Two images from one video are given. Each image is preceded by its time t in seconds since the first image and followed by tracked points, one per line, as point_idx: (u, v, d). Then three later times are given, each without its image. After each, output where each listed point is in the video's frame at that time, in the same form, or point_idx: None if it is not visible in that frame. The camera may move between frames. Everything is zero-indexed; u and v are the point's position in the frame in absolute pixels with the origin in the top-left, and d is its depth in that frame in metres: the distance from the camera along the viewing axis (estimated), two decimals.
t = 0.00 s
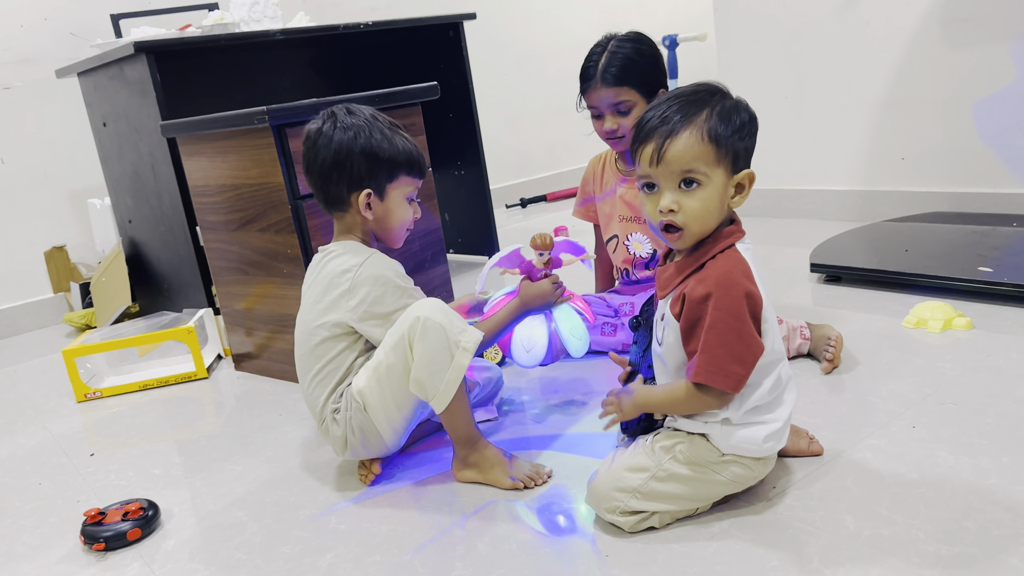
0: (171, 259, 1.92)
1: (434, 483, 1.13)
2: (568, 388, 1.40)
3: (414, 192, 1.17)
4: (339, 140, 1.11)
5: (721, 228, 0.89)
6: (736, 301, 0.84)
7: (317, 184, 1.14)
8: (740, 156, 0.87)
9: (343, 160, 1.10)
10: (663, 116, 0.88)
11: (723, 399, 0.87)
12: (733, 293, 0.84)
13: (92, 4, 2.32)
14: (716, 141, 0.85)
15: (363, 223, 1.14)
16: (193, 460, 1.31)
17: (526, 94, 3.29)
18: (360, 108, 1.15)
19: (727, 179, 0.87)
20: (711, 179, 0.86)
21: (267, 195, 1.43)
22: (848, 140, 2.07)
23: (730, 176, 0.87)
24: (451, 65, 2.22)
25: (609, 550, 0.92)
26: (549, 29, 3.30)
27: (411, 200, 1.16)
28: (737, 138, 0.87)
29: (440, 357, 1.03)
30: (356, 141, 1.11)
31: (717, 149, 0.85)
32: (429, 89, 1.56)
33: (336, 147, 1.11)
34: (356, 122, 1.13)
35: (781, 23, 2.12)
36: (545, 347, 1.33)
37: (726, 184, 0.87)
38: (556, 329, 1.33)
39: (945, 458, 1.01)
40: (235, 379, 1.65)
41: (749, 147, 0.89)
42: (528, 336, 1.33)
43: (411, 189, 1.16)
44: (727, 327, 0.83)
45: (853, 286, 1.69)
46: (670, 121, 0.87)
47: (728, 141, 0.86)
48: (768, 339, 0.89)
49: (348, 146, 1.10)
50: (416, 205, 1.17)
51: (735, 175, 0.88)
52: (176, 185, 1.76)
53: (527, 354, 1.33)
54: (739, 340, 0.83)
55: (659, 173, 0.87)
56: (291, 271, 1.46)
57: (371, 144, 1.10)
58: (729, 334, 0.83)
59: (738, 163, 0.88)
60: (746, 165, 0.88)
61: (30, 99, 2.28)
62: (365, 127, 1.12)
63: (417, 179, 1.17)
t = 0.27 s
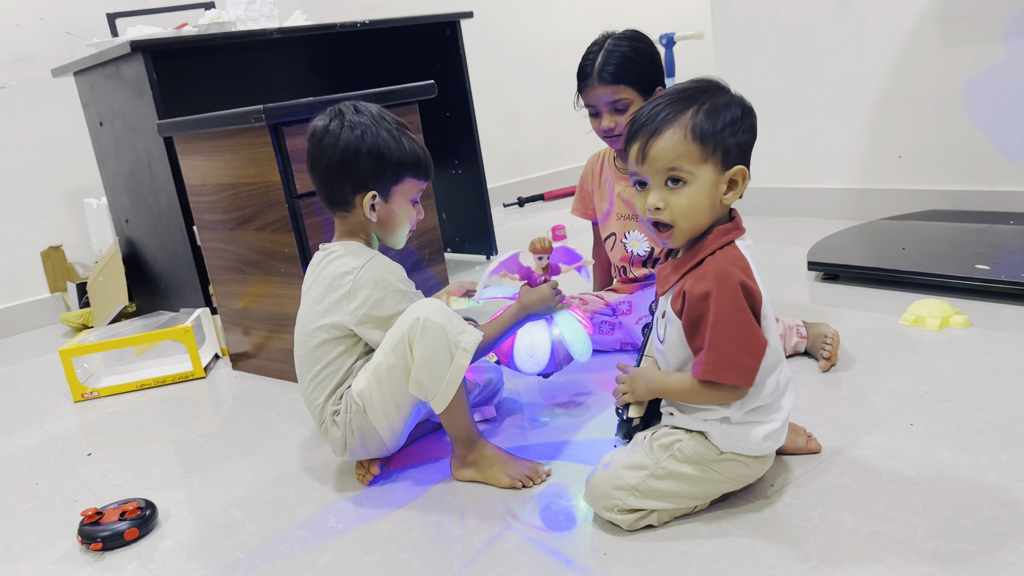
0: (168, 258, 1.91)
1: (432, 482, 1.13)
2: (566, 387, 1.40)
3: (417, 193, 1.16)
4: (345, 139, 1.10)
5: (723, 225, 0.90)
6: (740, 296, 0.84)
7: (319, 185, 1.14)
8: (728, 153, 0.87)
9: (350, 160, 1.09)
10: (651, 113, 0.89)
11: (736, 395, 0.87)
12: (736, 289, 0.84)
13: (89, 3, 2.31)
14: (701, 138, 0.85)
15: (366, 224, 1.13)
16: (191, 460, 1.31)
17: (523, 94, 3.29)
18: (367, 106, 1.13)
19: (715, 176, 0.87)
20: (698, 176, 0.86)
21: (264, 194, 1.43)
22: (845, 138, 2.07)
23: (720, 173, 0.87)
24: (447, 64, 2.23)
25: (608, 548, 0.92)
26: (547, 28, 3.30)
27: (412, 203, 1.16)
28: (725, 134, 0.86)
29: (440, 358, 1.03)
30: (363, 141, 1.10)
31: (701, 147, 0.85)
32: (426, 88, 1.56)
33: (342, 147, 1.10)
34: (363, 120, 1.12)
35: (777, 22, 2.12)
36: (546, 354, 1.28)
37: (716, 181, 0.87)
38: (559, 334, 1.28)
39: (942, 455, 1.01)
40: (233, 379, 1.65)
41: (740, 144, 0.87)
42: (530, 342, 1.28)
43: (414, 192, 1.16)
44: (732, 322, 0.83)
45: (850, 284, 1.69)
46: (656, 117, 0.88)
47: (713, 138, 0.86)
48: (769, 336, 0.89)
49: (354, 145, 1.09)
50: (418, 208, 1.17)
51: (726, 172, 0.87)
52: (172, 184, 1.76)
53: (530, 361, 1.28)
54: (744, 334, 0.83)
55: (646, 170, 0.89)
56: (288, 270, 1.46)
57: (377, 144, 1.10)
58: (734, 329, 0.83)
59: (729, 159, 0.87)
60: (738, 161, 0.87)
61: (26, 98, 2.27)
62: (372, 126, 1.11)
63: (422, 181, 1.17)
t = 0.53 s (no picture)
0: (166, 257, 1.91)
1: (430, 480, 1.13)
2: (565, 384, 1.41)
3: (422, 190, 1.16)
4: (353, 135, 1.10)
5: (731, 224, 0.89)
6: (733, 298, 0.84)
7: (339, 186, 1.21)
8: (675, 164, 0.86)
9: (358, 157, 1.09)
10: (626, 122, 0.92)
11: (715, 395, 0.88)
12: (729, 290, 0.84)
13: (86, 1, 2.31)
14: (640, 156, 0.88)
15: (370, 222, 1.14)
16: (189, 458, 1.31)
17: (521, 92, 3.29)
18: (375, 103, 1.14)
19: (667, 187, 0.88)
20: (651, 190, 0.90)
21: (262, 191, 1.42)
22: (843, 136, 2.08)
23: (671, 182, 0.87)
24: (445, 62, 2.23)
25: (606, 545, 0.92)
26: (545, 26, 3.30)
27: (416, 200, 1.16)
28: (666, 143, 0.86)
29: (438, 358, 1.03)
30: (371, 139, 1.10)
31: (646, 163, 0.89)
32: (424, 86, 1.55)
33: (349, 143, 1.10)
34: (371, 117, 1.13)
35: (775, 20, 2.12)
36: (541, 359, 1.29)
37: (670, 191, 0.88)
38: (555, 346, 1.29)
39: (940, 451, 1.02)
40: (231, 377, 1.65)
41: (693, 150, 0.85)
42: (525, 348, 1.29)
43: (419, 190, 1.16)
44: (720, 323, 0.84)
45: (848, 281, 1.69)
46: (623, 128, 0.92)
47: (652, 153, 0.87)
48: (769, 340, 0.89)
49: (361, 143, 1.09)
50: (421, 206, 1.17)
51: (676, 181, 0.87)
52: (170, 182, 1.76)
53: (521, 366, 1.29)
54: (732, 336, 0.84)
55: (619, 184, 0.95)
56: (287, 268, 1.46)
57: (378, 142, 1.10)
58: (722, 331, 0.84)
59: (678, 168, 0.86)
60: (687, 170, 0.86)
61: (23, 97, 2.27)
62: (374, 124, 1.11)
63: (428, 179, 1.17)
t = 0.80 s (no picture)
0: (165, 255, 1.91)
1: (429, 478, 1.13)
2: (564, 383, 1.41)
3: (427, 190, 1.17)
4: (355, 133, 1.11)
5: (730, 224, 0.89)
6: (732, 300, 0.84)
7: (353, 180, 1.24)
8: (663, 162, 0.88)
9: (361, 153, 1.09)
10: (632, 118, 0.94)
11: (715, 397, 0.87)
12: (728, 291, 0.84)
13: None
14: (633, 150, 0.91)
15: (374, 217, 1.13)
16: (188, 456, 1.31)
17: (520, 91, 3.29)
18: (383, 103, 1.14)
19: (657, 184, 0.90)
20: (644, 186, 0.92)
21: (260, 189, 1.42)
22: (842, 135, 2.08)
23: (660, 179, 0.89)
24: (443, 60, 2.23)
25: (605, 542, 0.92)
26: (543, 25, 3.30)
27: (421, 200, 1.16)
28: (656, 140, 0.87)
29: (434, 361, 1.03)
30: (376, 135, 1.10)
31: (639, 160, 0.91)
32: (423, 84, 1.55)
33: (353, 142, 1.10)
34: (377, 115, 1.13)
35: (774, 19, 2.12)
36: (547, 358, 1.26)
37: (660, 188, 0.90)
38: (559, 342, 1.27)
39: (938, 449, 1.02)
40: (230, 375, 1.65)
41: (681, 150, 0.86)
42: (529, 349, 1.26)
43: (423, 190, 1.17)
44: (719, 325, 0.84)
45: (846, 280, 1.70)
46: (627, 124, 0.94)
47: (643, 149, 0.89)
48: (767, 340, 0.89)
49: (367, 138, 1.10)
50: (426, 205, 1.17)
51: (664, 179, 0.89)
52: (169, 181, 1.76)
53: (529, 365, 1.26)
54: (731, 339, 0.84)
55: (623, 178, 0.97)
56: (285, 266, 1.46)
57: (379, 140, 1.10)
58: (721, 333, 0.84)
59: (666, 167, 0.88)
60: (673, 170, 0.87)
61: (21, 95, 2.26)
62: (380, 122, 1.12)
63: (431, 179, 1.17)
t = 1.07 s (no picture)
0: (163, 252, 1.91)
1: (427, 476, 1.13)
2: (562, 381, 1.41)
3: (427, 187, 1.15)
4: (355, 130, 1.12)
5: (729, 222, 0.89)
6: (730, 298, 0.84)
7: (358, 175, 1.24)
8: (660, 157, 0.88)
9: (359, 149, 1.11)
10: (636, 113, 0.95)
11: (715, 395, 0.87)
12: (726, 289, 0.84)
13: None
14: (632, 144, 0.91)
15: (376, 211, 1.13)
16: (186, 453, 1.31)
17: (519, 89, 3.29)
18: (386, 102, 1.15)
19: (653, 178, 0.90)
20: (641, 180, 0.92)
21: (259, 186, 1.42)
22: (841, 133, 2.08)
23: (656, 174, 0.90)
24: (443, 58, 2.23)
25: (603, 540, 0.92)
26: (542, 23, 3.30)
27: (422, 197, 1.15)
28: (653, 135, 0.88)
29: (433, 359, 1.02)
30: (374, 133, 1.11)
31: (638, 153, 0.91)
32: (422, 82, 1.55)
33: (351, 138, 1.11)
34: (380, 113, 1.14)
35: (773, 17, 2.12)
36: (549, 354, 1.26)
37: (656, 182, 0.90)
38: (564, 337, 1.27)
39: (936, 447, 1.02)
40: (228, 372, 1.65)
41: (677, 145, 0.86)
42: (531, 343, 1.27)
43: (425, 185, 1.15)
44: (717, 324, 0.84)
45: (844, 278, 1.70)
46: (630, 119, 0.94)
47: (640, 143, 0.90)
48: (765, 337, 0.89)
49: (367, 134, 1.11)
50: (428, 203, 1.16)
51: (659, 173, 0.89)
52: (167, 178, 1.76)
53: (531, 358, 1.27)
54: (730, 337, 0.84)
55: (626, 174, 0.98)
56: (284, 263, 1.46)
57: (379, 136, 1.11)
58: (719, 331, 0.84)
59: (662, 161, 0.88)
60: (668, 165, 0.87)
61: (19, 92, 2.26)
62: (383, 120, 1.13)
63: (434, 175, 1.17)
